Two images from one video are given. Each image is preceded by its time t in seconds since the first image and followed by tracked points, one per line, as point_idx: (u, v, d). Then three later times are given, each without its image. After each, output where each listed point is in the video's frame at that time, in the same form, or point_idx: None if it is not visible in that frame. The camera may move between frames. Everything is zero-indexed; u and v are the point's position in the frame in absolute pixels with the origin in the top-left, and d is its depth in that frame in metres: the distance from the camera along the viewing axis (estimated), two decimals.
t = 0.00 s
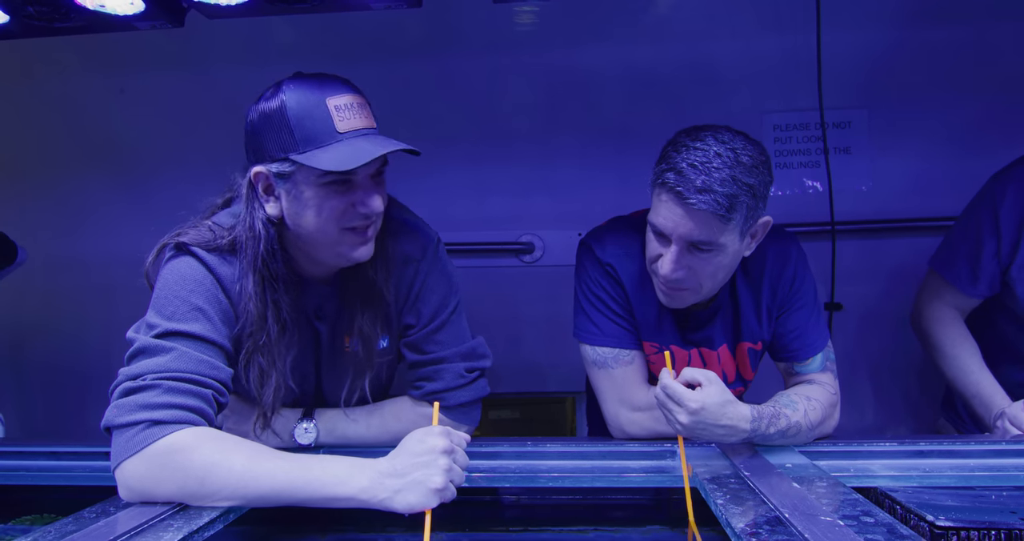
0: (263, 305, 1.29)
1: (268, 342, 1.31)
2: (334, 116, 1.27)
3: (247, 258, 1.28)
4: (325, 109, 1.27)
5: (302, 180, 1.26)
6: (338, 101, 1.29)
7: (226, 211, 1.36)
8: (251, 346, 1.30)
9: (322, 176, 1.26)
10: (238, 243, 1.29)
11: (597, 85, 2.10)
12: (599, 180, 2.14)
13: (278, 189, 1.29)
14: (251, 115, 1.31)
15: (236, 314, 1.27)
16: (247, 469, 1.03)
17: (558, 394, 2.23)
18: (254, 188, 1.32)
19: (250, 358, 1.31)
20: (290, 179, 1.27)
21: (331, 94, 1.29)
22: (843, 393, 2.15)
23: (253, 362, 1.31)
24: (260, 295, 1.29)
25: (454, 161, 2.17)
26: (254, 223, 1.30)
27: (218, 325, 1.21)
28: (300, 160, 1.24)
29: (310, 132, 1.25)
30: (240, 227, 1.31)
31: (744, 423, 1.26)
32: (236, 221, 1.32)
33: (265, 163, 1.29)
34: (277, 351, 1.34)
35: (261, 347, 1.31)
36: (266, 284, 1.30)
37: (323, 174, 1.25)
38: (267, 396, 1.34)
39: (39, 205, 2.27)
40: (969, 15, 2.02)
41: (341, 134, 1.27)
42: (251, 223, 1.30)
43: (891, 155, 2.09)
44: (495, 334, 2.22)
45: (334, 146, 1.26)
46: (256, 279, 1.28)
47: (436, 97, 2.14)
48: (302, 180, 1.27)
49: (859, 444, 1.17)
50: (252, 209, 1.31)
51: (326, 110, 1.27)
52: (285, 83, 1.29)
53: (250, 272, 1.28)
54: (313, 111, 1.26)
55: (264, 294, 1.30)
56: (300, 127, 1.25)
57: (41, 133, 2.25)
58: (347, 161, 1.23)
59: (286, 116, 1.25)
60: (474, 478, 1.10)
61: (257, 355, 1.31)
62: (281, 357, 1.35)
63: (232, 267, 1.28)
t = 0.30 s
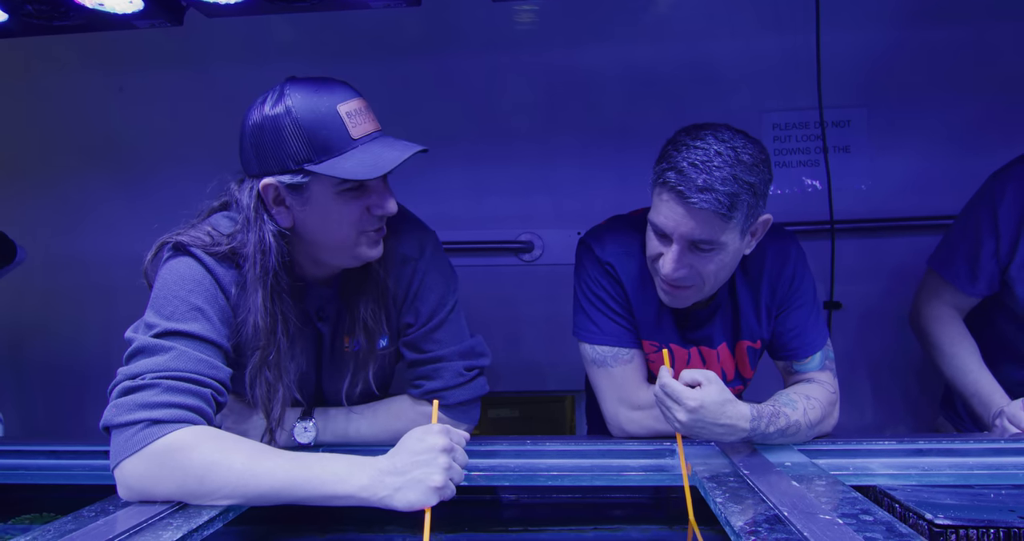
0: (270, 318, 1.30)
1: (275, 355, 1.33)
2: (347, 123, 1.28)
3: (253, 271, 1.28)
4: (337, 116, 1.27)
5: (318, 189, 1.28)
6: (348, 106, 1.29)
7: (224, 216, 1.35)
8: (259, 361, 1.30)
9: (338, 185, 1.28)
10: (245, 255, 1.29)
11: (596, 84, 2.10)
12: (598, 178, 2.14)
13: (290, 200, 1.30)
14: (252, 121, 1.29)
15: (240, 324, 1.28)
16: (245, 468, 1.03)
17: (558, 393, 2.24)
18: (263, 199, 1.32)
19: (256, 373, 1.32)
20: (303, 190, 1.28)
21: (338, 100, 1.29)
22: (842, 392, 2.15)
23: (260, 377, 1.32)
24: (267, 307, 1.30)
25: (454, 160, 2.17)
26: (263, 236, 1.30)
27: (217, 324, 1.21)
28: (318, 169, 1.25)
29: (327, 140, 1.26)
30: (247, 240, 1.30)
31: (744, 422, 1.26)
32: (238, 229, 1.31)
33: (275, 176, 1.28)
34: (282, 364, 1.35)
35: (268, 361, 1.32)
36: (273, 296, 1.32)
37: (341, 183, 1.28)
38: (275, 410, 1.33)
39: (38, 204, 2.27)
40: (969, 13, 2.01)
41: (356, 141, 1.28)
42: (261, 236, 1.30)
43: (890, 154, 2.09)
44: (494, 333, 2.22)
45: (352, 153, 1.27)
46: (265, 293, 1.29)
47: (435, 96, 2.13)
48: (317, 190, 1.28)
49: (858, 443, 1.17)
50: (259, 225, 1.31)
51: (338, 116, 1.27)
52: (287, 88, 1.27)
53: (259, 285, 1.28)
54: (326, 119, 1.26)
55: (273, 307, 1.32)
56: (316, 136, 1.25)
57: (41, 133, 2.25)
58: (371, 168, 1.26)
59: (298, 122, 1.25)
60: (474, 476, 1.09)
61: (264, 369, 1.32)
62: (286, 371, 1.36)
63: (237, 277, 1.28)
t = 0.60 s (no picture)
0: (268, 319, 1.30)
1: (274, 355, 1.32)
2: (347, 123, 1.28)
3: (252, 272, 1.28)
4: (337, 117, 1.27)
5: (318, 189, 1.28)
6: (347, 107, 1.29)
7: (221, 216, 1.35)
8: (257, 360, 1.30)
9: (339, 185, 1.28)
10: (244, 255, 1.29)
11: (596, 84, 2.10)
12: (597, 177, 2.14)
13: (290, 200, 1.30)
14: (250, 120, 1.28)
15: (237, 324, 1.28)
16: (245, 467, 1.03)
17: (557, 392, 2.24)
18: (263, 199, 1.32)
19: (255, 372, 1.31)
20: (303, 190, 1.28)
21: (337, 100, 1.29)
22: (841, 391, 2.15)
23: (258, 375, 1.32)
24: (265, 307, 1.30)
25: (453, 159, 2.17)
26: (263, 236, 1.30)
27: (216, 324, 1.21)
28: (319, 170, 1.25)
29: (326, 141, 1.26)
30: (246, 240, 1.30)
31: (744, 421, 1.26)
32: (236, 229, 1.31)
33: (274, 176, 1.28)
34: (280, 364, 1.35)
35: (266, 361, 1.32)
36: (271, 297, 1.32)
37: (342, 182, 1.28)
38: (273, 410, 1.33)
39: (37, 203, 2.27)
40: (969, 13, 2.01)
41: (356, 141, 1.29)
42: (260, 237, 1.30)
43: (889, 153, 2.09)
44: (493, 331, 2.22)
45: (352, 154, 1.28)
46: (263, 293, 1.29)
47: (435, 95, 2.13)
48: (317, 191, 1.28)
49: (858, 442, 1.17)
50: (259, 226, 1.31)
51: (337, 116, 1.27)
52: (286, 89, 1.27)
53: (257, 286, 1.28)
54: (326, 119, 1.26)
55: (271, 307, 1.32)
56: (316, 136, 1.25)
57: (40, 131, 2.25)
58: (371, 169, 1.26)
59: (298, 122, 1.24)
60: (473, 475, 1.09)
61: (262, 369, 1.32)
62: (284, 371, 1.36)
63: (235, 277, 1.28)
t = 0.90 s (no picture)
0: (267, 320, 1.29)
1: (273, 356, 1.32)
2: (348, 124, 1.28)
3: (252, 272, 1.28)
4: (338, 117, 1.27)
5: (318, 190, 1.28)
6: (348, 107, 1.29)
7: (220, 217, 1.35)
8: (257, 361, 1.30)
9: (339, 186, 1.28)
10: (244, 255, 1.29)
11: (595, 85, 2.10)
12: (596, 178, 2.14)
13: (290, 201, 1.30)
14: (251, 119, 1.28)
15: (236, 325, 1.27)
16: (244, 467, 1.03)
17: (556, 393, 2.24)
18: (264, 200, 1.31)
19: (254, 372, 1.31)
20: (303, 190, 1.28)
21: (339, 101, 1.28)
22: (840, 392, 2.15)
23: (257, 376, 1.32)
24: (265, 308, 1.29)
25: (453, 160, 2.17)
26: (262, 237, 1.30)
27: (215, 324, 1.21)
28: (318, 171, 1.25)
29: (327, 142, 1.26)
30: (245, 240, 1.30)
31: (743, 423, 1.25)
32: (235, 229, 1.31)
33: (274, 176, 1.28)
34: (280, 365, 1.35)
35: (265, 362, 1.32)
36: (271, 297, 1.31)
37: (342, 183, 1.28)
38: (272, 410, 1.34)
39: (36, 204, 2.27)
40: (967, 14, 2.02)
41: (356, 142, 1.29)
42: (259, 238, 1.30)
43: (888, 154, 2.09)
44: (492, 332, 2.22)
45: (353, 154, 1.28)
46: (262, 294, 1.29)
47: (434, 95, 2.13)
48: (317, 191, 1.28)
49: (856, 443, 1.17)
50: (259, 226, 1.31)
51: (339, 117, 1.27)
52: (287, 89, 1.27)
53: (256, 286, 1.28)
54: (327, 120, 1.26)
55: (271, 307, 1.31)
56: (317, 137, 1.25)
57: (39, 131, 2.24)
58: (372, 170, 1.26)
59: (298, 124, 1.24)
60: (473, 476, 1.09)
61: (261, 370, 1.32)
62: (283, 372, 1.35)
63: (233, 276, 1.28)
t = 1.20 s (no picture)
0: (269, 321, 1.29)
1: (275, 358, 1.32)
2: (355, 128, 1.28)
3: (255, 274, 1.28)
4: (345, 121, 1.27)
5: (324, 193, 1.28)
6: (355, 110, 1.29)
7: (222, 215, 1.35)
8: (259, 363, 1.30)
9: (345, 190, 1.29)
10: (247, 256, 1.29)
11: (595, 83, 2.10)
12: (596, 177, 2.14)
13: (295, 203, 1.30)
14: (257, 119, 1.27)
15: (238, 325, 1.27)
16: (244, 465, 1.03)
17: (556, 391, 2.24)
18: (268, 202, 1.31)
19: (256, 373, 1.31)
20: (309, 193, 1.28)
21: (346, 103, 1.28)
22: (840, 390, 2.16)
23: (258, 378, 1.31)
24: (268, 309, 1.30)
25: (453, 158, 2.16)
26: (266, 238, 1.30)
27: (216, 323, 1.21)
28: (325, 175, 1.25)
29: (334, 145, 1.26)
30: (247, 240, 1.29)
31: (743, 421, 1.25)
32: (237, 228, 1.31)
33: (279, 178, 1.27)
34: (282, 367, 1.35)
35: (267, 364, 1.32)
36: (274, 299, 1.32)
37: (348, 187, 1.29)
38: (274, 410, 1.33)
39: (36, 202, 2.27)
40: (968, 12, 2.01)
41: (363, 146, 1.29)
42: (263, 239, 1.30)
43: (888, 152, 2.09)
44: (492, 330, 2.22)
45: (360, 159, 1.28)
46: (266, 295, 1.29)
47: (434, 93, 2.13)
48: (323, 194, 1.29)
49: (857, 441, 1.17)
50: (263, 227, 1.30)
51: (346, 121, 1.27)
52: (294, 90, 1.26)
53: (260, 287, 1.28)
54: (334, 123, 1.25)
55: (274, 309, 1.32)
56: (324, 140, 1.25)
57: (39, 129, 2.24)
58: (379, 175, 1.27)
59: (305, 126, 1.24)
60: (471, 473, 1.09)
61: (263, 372, 1.32)
62: (284, 374, 1.35)
63: (235, 275, 1.28)
